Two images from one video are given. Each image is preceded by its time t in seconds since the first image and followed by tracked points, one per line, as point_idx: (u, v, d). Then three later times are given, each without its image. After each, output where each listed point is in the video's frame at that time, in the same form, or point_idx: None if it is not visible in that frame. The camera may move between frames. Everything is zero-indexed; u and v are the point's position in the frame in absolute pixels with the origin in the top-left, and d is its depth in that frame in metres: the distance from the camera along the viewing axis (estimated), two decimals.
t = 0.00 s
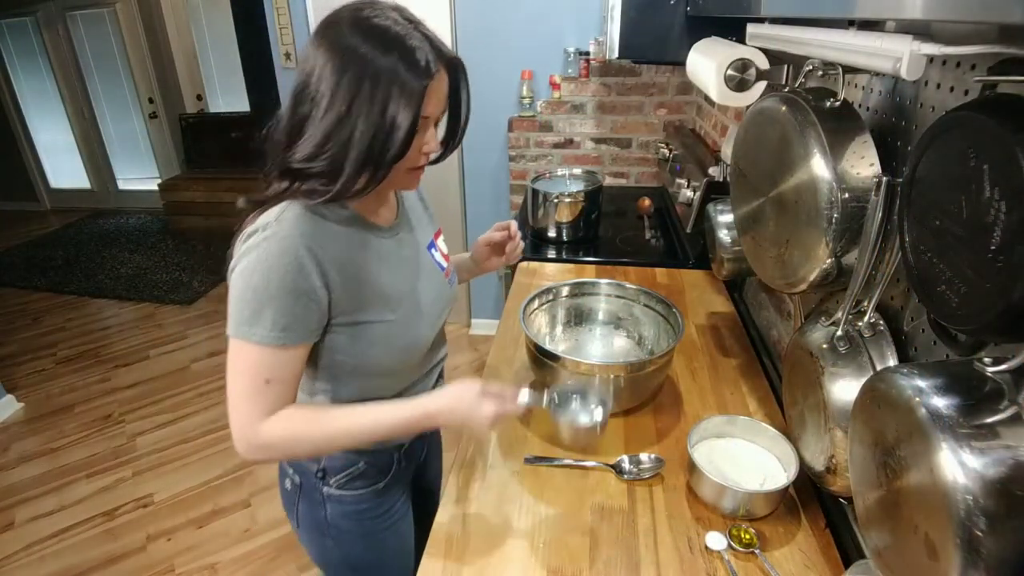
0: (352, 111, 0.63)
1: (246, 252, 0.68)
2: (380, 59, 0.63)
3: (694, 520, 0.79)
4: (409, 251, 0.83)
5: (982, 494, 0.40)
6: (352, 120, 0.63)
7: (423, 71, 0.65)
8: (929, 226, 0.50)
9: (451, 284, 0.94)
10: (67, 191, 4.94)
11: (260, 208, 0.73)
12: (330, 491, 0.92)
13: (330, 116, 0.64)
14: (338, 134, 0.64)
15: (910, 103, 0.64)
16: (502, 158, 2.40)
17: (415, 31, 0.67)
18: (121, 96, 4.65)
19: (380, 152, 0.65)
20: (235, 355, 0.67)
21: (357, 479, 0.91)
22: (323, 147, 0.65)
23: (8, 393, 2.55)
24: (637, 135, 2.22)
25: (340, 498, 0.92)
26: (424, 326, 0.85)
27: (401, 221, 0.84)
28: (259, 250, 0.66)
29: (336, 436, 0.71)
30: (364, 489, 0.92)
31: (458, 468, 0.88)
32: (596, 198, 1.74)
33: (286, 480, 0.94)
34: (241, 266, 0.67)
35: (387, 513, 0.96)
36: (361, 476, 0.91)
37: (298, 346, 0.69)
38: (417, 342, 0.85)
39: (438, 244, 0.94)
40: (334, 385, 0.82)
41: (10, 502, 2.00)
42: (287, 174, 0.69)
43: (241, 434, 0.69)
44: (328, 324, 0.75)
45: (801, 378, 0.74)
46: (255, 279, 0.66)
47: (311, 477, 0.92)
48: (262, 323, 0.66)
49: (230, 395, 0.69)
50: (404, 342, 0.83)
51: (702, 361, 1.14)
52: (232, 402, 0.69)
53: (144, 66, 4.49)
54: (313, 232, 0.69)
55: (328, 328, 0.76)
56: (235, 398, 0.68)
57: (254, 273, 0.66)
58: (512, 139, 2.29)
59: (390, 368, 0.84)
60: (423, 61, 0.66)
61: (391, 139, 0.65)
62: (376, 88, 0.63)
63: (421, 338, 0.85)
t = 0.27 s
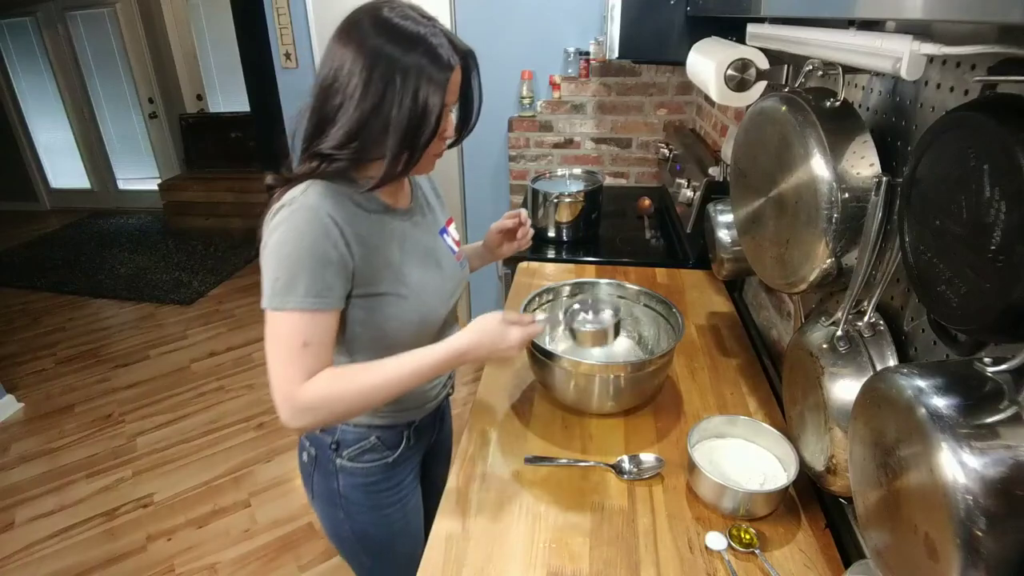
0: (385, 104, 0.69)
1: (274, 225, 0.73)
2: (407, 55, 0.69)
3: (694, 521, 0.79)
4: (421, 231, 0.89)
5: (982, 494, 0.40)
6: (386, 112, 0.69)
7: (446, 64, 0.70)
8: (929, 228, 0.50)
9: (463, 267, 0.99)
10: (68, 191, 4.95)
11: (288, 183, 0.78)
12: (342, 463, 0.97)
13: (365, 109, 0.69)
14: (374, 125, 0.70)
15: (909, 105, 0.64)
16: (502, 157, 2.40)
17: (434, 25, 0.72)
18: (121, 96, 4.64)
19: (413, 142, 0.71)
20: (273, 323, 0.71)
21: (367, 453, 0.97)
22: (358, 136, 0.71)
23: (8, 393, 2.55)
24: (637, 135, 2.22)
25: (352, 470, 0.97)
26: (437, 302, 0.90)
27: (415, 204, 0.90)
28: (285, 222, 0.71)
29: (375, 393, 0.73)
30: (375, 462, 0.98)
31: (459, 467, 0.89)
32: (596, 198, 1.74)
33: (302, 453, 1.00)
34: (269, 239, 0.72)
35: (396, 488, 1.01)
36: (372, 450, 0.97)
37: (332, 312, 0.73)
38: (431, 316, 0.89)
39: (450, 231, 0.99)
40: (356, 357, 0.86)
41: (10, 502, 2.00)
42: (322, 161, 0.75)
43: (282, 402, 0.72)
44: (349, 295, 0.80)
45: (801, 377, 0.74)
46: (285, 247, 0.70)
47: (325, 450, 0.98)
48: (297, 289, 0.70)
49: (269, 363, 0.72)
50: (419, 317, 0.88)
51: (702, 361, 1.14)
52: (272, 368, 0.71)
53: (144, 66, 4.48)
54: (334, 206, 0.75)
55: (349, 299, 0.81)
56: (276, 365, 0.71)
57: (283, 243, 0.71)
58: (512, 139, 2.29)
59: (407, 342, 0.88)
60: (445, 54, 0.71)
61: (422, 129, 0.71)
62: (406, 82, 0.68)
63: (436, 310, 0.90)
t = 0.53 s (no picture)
0: (404, 99, 0.77)
1: (295, 211, 0.79)
2: (423, 55, 0.77)
3: (694, 519, 0.79)
4: (431, 223, 0.94)
5: (982, 494, 0.40)
6: (405, 107, 0.77)
7: (458, 65, 0.79)
8: (930, 228, 0.50)
9: (470, 257, 1.05)
10: (68, 192, 4.95)
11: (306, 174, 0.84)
12: (353, 443, 1.01)
13: (384, 103, 0.77)
14: (392, 118, 0.78)
15: (909, 106, 0.65)
16: (502, 157, 2.40)
17: (446, 29, 0.81)
18: (121, 96, 4.64)
19: (428, 134, 0.79)
20: (296, 303, 0.76)
21: (378, 434, 1.00)
22: (377, 128, 0.79)
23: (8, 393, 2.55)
24: (637, 135, 2.22)
25: (362, 450, 1.00)
26: (445, 289, 0.95)
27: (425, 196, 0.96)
28: (306, 209, 0.78)
29: (400, 372, 0.78)
30: (385, 443, 1.01)
31: (459, 468, 0.88)
32: (596, 198, 1.74)
33: (316, 434, 1.04)
34: (291, 224, 0.79)
35: (404, 469, 1.04)
36: (382, 431, 1.00)
37: (350, 294, 0.78)
38: (439, 303, 0.95)
39: (457, 221, 1.04)
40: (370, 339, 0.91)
41: (10, 502, 2.00)
42: (339, 152, 0.81)
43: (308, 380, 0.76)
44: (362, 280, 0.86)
45: (801, 377, 0.74)
46: (305, 231, 0.77)
47: (337, 431, 1.01)
48: (319, 270, 0.75)
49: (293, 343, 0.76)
50: (427, 304, 0.93)
51: (702, 361, 1.14)
52: (296, 347, 0.76)
53: (144, 66, 4.49)
54: (350, 196, 0.81)
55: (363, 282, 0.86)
56: (302, 345, 0.75)
57: (303, 227, 0.77)
58: (512, 139, 2.29)
59: (416, 327, 0.94)
60: (456, 56, 0.79)
61: (437, 123, 0.79)
62: (423, 80, 0.77)
63: (445, 294, 0.96)
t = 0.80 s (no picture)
0: (411, 101, 0.78)
1: (307, 201, 0.80)
2: (430, 58, 0.78)
3: (694, 519, 0.79)
4: (436, 220, 0.95)
5: (982, 494, 0.40)
6: (413, 108, 0.79)
7: (464, 67, 0.80)
8: (930, 228, 0.50)
9: (475, 254, 1.05)
10: (68, 192, 4.95)
11: (317, 166, 0.85)
12: (359, 432, 1.01)
13: (393, 104, 0.78)
14: (401, 118, 0.80)
15: (908, 106, 0.65)
16: (502, 157, 2.40)
17: (454, 32, 0.82)
18: (121, 96, 4.64)
19: (435, 135, 0.80)
20: (308, 290, 0.75)
21: (384, 423, 1.00)
22: (386, 126, 0.80)
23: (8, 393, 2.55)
24: (637, 135, 2.22)
25: (368, 439, 1.01)
26: (450, 284, 0.96)
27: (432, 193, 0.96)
28: (318, 198, 0.78)
29: (413, 358, 0.78)
30: (391, 433, 1.01)
31: (458, 468, 0.88)
32: (596, 198, 1.74)
33: (324, 422, 1.04)
34: (303, 213, 0.79)
35: (409, 459, 1.05)
36: (388, 421, 1.00)
37: (362, 281, 0.78)
38: (443, 297, 0.95)
39: (462, 218, 1.04)
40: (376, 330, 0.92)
41: (10, 502, 2.00)
42: (350, 148, 0.82)
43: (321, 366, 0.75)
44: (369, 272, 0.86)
45: (801, 377, 0.74)
46: (318, 219, 0.77)
47: (344, 420, 1.02)
48: (331, 256, 0.75)
49: (305, 330, 0.75)
50: (431, 298, 0.93)
51: (702, 361, 1.14)
52: (308, 333, 0.75)
53: (145, 66, 4.49)
54: (361, 187, 0.81)
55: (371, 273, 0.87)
56: (315, 330, 0.74)
57: (315, 215, 0.77)
58: (512, 139, 2.29)
59: (420, 320, 0.94)
60: (463, 59, 0.80)
61: (444, 124, 0.80)
62: (430, 83, 0.78)
63: (450, 288, 0.96)
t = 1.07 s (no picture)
0: (418, 101, 0.79)
1: (315, 191, 0.80)
2: (437, 59, 0.78)
3: (694, 519, 0.79)
4: (440, 217, 0.95)
5: (982, 494, 0.40)
6: (418, 108, 0.79)
7: (469, 69, 0.80)
8: (930, 228, 0.50)
9: (478, 253, 1.05)
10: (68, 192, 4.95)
11: (326, 160, 0.85)
12: (361, 426, 1.01)
13: (400, 103, 0.79)
14: (406, 117, 0.80)
15: (908, 105, 0.65)
16: (502, 157, 2.40)
17: (461, 34, 0.82)
18: (121, 96, 4.64)
19: (439, 135, 0.81)
20: (313, 277, 0.75)
21: (385, 418, 1.00)
22: (393, 125, 0.80)
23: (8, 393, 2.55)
24: (637, 135, 2.22)
25: (370, 434, 1.01)
26: (452, 281, 0.96)
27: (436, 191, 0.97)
28: (326, 189, 0.79)
29: (421, 343, 0.78)
30: (392, 427, 1.01)
31: (458, 468, 0.88)
32: (596, 198, 1.74)
33: (326, 417, 1.05)
34: (310, 203, 0.79)
35: (409, 454, 1.05)
36: (389, 416, 1.00)
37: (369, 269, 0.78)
38: (446, 293, 0.95)
39: (466, 217, 1.04)
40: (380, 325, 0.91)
41: (10, 502, 2.00)
42: (358, 143, 0.82)
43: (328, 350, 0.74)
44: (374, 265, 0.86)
45: (801, 377, 0.74)
46: (327, 208, 0.77)
47: (346, 415, 1.02)
48: (339, 243, 0.75)
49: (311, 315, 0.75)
50: (433, 294, 0.93)
51: (702, 361, 1.14)
52: (314, 319, 0.74)
53: (145, 66, 4.49)
54: (368, 180, 0.82)
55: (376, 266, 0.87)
56: (321, 315, 0.74)
57: (323, 204, 0.78)
58: (512, 140, 2.29)
59: (423, 316, 0.94)
60: (470, 61, 0.81)
61: (449, 124, 0.81)
62: (436, 83, 0.78)
63: (453, 284, 0.96)
